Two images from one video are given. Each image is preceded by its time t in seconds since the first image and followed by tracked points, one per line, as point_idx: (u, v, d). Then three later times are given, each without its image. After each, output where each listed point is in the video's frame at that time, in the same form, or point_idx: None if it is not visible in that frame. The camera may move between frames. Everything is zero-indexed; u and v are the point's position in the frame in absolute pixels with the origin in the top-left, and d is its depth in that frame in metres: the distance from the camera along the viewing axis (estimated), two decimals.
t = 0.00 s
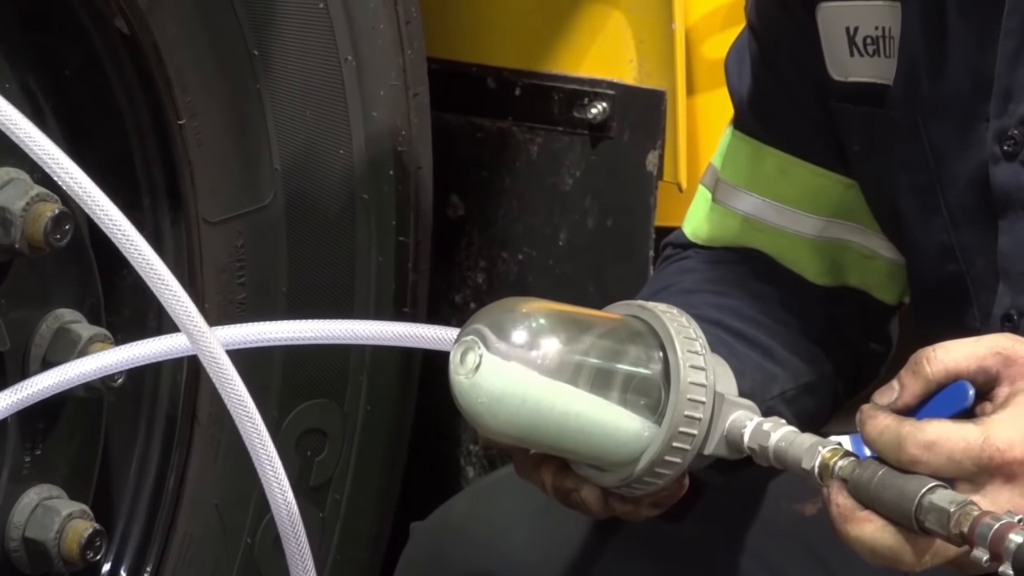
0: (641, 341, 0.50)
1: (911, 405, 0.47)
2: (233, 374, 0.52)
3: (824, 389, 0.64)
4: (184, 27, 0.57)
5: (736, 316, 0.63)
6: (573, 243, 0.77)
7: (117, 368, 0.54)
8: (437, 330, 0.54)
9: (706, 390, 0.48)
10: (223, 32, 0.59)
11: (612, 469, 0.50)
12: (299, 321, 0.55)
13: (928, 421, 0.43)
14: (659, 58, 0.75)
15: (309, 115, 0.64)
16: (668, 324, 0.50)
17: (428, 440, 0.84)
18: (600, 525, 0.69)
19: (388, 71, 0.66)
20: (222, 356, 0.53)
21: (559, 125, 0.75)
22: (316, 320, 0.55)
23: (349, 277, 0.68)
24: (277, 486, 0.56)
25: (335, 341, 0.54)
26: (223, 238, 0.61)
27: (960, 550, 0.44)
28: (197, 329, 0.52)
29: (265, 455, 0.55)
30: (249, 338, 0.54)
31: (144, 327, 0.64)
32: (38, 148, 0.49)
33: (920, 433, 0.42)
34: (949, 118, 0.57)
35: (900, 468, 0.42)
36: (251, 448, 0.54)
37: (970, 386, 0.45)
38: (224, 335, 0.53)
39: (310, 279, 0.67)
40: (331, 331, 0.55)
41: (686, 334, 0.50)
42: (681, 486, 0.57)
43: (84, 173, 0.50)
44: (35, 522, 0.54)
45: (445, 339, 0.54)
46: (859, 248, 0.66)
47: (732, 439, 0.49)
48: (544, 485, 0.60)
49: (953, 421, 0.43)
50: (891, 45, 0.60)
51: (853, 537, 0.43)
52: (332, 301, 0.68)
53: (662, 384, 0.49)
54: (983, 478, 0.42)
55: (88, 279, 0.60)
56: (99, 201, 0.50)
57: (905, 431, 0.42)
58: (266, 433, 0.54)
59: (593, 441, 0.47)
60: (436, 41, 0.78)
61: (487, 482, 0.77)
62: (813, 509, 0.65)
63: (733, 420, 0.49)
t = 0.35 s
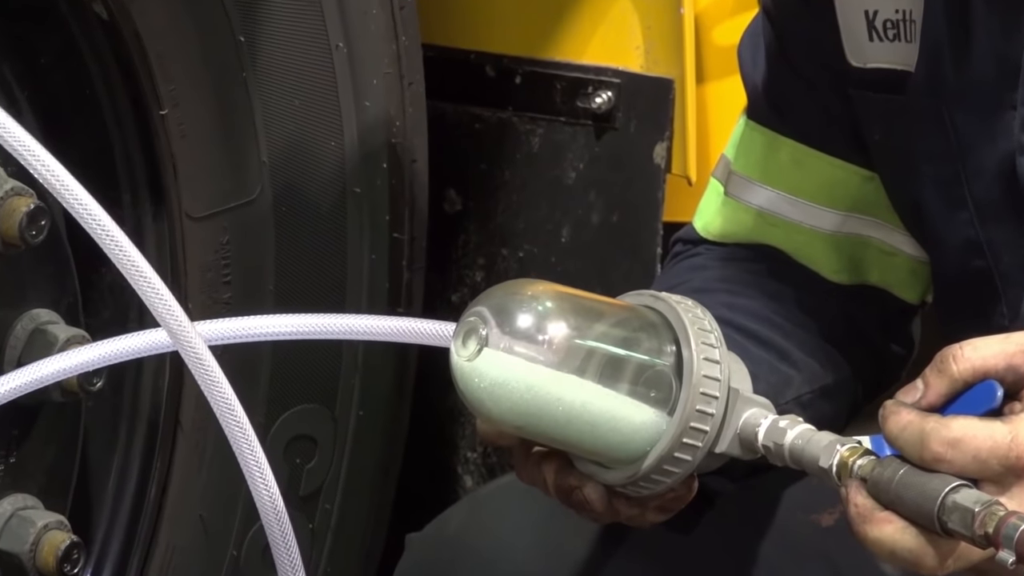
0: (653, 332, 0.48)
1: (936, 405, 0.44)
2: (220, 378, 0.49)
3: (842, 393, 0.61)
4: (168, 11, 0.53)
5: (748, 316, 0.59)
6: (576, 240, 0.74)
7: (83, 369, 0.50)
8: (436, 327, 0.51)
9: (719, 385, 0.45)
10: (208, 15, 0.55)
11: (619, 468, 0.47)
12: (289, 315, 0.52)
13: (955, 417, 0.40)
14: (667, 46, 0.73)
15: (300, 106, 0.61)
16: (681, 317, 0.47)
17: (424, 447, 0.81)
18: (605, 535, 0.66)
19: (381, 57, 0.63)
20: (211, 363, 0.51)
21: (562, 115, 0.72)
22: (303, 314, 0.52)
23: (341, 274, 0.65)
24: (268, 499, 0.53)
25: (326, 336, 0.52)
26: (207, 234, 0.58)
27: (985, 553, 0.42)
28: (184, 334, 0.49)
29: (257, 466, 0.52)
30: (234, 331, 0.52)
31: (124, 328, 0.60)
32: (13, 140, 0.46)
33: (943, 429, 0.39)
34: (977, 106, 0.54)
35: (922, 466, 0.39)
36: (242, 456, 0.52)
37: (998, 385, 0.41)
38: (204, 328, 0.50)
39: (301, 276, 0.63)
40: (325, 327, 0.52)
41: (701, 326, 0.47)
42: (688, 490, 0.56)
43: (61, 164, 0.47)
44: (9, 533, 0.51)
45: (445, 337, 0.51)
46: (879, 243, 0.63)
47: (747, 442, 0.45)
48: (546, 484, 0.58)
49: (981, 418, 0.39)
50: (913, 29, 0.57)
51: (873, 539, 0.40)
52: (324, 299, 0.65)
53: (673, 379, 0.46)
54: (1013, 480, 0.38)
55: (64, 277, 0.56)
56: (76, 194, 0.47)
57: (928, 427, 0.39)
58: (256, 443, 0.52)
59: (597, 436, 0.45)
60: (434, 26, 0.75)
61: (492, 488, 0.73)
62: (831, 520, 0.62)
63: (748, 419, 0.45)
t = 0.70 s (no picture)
0: (663, 330, 0.45)
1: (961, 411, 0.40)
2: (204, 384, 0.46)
3: (860, 401, 0.57)
4: None
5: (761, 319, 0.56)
6: (580, 238, 0.71)
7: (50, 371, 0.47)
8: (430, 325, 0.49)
9: (732, 385, 0.42)
10: None
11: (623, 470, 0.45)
12: (279, 313, 0.49)
13: (979, 419, 0.36)
14: (674, 36, 0.70)
15: (288, 97, 0.57)
16: (692, 314, 0.45)
17: (419, 456, 0.78)
18: (609, 549, 0.63)
19: (373, 46, 0.59)
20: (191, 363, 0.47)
21: (563, 107, 0.69)
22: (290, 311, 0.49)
23: (331, 273, 0.62)
24: (253, 511, 0.49)
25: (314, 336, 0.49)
26: (191, 232, 0.55)
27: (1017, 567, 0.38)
28: (161, 331, 0.45)
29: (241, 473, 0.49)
30: (214, 329, 0.48)
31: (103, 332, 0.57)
32: None
33: (967, 432, 0.36)
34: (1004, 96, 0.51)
35: (943, 472, 0.36)
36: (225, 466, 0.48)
37: None
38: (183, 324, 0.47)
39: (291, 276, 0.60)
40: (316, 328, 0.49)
41: (714, 324, 0.44)
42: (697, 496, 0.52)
43: (33, 157, 0.44)
44: None
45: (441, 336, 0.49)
46: (898, 242, 0.60)
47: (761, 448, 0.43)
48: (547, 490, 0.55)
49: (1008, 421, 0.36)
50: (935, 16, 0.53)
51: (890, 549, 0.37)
52: (315, 300, 0.62)
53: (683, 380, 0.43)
54: None
55: (39, 278, 0.53)
56: (50, 189, 0.44)
57: (950, 430, 0.36)
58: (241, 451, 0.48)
59: (601, 436, 0.42)
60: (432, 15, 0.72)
61: (483, 504, 0.69)
62: (849, 534, 0.58)
63: (761, 422, 0.43)
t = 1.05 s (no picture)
0: (670, 328, 0.42)
1: (982, 415, 0.37)
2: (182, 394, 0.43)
3: (876, 408, 0.55)
4: None
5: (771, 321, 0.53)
6: (581, 235, 0.68)
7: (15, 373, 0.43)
8: (424, 324, 0.45)
9: (743, 388, 0.39)
10: None
11: (625, 475, 0.42)
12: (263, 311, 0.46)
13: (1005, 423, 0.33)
14: (682, 23, 0.66)
15: (274, 87, 0.54)
16: (701, 312, 0.41)
17: (414, 465, 0.75)
18: (614, 562, 0.60)
19: (365, 33, 0.56)
20: (169, 369, 0.44)
21: (565, 97, 0.66)
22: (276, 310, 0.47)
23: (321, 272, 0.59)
24: (233, 530, 0.47)
25: (303, 336, 0.46)
26: (171, 230, 0.52)
27: None
28: (135, 334, 0.42)
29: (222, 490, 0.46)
30: (194, 330, 0.45)
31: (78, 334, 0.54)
32: None
33: (993, 438, 0.32)
34: None
35: (964, 478, 0.33)
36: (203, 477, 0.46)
37: None
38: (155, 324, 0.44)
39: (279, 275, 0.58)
40: (298, 326, 0.46)
41: (725, 322, 0.41)
42: (704, 507, 0.50)
43: None
44: None
45: (436, 337, 0.45)
46: (919, 241, 0.57)
47: (774, 454, 0.40)
48: (546, 499, 0.53)
49: None
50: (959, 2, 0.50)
51: (909, 561, 0.35)
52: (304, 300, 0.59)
53: (692, 380, 0.40)
54: None
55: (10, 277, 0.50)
56: (20, 183, 0.41)
57: (974, 434, 0.33)
58: (220, 464, 0.45)
59: (602, 439, 0.39)
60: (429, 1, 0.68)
61: (481, 518, 0.66)
62: (866, 548, 0.54)
63: (773, 427, 0.40)
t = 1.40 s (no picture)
0: (679, 322, 0.39)
1: (1007, 416, 0.33)
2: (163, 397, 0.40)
3: (895, 412, 0.52)
4: None
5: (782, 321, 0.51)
6: (584, 230, 0.66)
7: None
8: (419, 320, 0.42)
9: (755, 386, 0.36)
10: None
11: (629, 477, 0.39)
12: (249, 308, 0.43)
13: None
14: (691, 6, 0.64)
15: (260, 73, 0.51)
16: (712, 305, 0.39)
17: (409, 469, 0.72)
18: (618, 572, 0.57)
19: (354, 15, 0.53)
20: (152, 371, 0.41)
21: (566, 84, 0.63)
22: (262, 306, 0.44)
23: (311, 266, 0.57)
24: (219, 545, 0.43)
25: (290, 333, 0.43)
26: (151, 225, 0.49)
27: None
28: (115, 333, 0.40)
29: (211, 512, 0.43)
30: (178, 327, 0.42)
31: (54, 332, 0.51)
32: None
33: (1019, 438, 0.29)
34: None
35: (986, 483, 0.30)
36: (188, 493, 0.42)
37: None
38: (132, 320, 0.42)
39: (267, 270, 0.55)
40: (286, 323, 0.43)
41: (736, 316, 0.38)
42: (712, 513, 0.45)
43: None
44: None
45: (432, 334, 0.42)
46: (939, 236, 0.54)
47: (785, 459, 0.37)
48: (546, 502, 0.50)
49: None
50: None
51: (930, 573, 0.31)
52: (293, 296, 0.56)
53: (700, 378, 0.38)
54: None
55: None
56: None
57: (998, 434, 0.30)
58: (207, 474, 0.42)
59: (604, 438, 0.37)
60: None
61: (480, 527, 0.63)
62: (886, 561, 0.52)
63: (787, 429, 0.37)
